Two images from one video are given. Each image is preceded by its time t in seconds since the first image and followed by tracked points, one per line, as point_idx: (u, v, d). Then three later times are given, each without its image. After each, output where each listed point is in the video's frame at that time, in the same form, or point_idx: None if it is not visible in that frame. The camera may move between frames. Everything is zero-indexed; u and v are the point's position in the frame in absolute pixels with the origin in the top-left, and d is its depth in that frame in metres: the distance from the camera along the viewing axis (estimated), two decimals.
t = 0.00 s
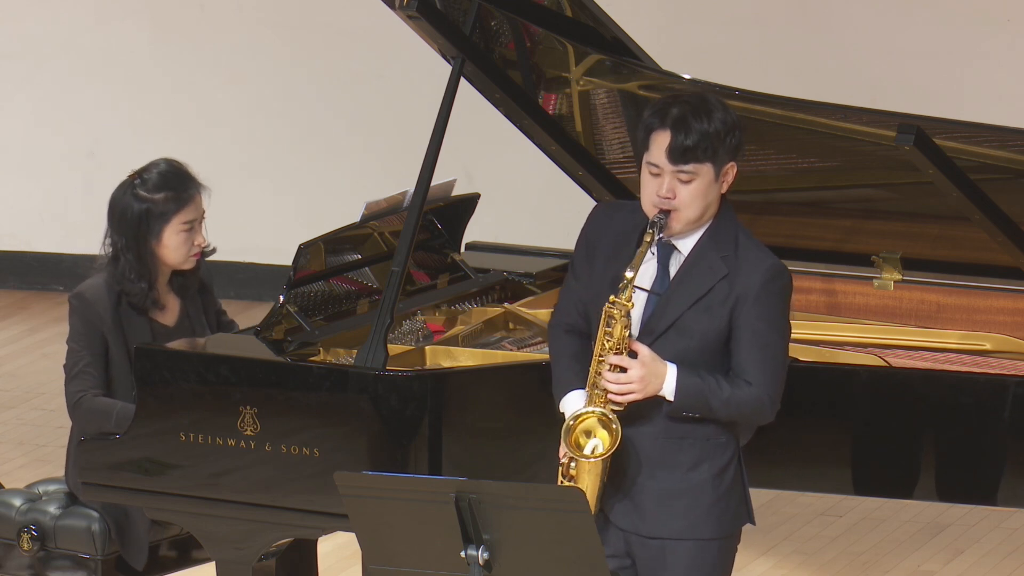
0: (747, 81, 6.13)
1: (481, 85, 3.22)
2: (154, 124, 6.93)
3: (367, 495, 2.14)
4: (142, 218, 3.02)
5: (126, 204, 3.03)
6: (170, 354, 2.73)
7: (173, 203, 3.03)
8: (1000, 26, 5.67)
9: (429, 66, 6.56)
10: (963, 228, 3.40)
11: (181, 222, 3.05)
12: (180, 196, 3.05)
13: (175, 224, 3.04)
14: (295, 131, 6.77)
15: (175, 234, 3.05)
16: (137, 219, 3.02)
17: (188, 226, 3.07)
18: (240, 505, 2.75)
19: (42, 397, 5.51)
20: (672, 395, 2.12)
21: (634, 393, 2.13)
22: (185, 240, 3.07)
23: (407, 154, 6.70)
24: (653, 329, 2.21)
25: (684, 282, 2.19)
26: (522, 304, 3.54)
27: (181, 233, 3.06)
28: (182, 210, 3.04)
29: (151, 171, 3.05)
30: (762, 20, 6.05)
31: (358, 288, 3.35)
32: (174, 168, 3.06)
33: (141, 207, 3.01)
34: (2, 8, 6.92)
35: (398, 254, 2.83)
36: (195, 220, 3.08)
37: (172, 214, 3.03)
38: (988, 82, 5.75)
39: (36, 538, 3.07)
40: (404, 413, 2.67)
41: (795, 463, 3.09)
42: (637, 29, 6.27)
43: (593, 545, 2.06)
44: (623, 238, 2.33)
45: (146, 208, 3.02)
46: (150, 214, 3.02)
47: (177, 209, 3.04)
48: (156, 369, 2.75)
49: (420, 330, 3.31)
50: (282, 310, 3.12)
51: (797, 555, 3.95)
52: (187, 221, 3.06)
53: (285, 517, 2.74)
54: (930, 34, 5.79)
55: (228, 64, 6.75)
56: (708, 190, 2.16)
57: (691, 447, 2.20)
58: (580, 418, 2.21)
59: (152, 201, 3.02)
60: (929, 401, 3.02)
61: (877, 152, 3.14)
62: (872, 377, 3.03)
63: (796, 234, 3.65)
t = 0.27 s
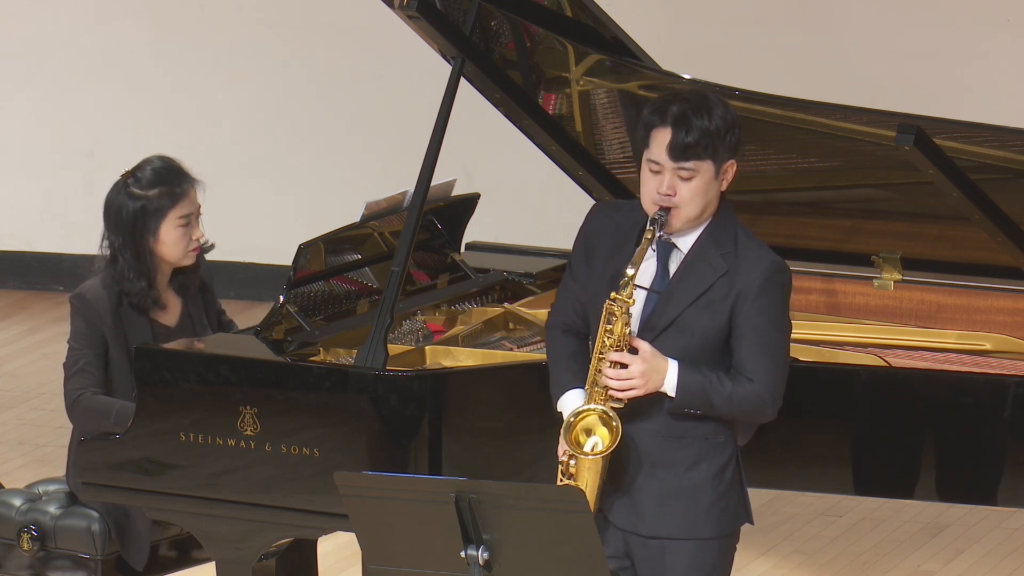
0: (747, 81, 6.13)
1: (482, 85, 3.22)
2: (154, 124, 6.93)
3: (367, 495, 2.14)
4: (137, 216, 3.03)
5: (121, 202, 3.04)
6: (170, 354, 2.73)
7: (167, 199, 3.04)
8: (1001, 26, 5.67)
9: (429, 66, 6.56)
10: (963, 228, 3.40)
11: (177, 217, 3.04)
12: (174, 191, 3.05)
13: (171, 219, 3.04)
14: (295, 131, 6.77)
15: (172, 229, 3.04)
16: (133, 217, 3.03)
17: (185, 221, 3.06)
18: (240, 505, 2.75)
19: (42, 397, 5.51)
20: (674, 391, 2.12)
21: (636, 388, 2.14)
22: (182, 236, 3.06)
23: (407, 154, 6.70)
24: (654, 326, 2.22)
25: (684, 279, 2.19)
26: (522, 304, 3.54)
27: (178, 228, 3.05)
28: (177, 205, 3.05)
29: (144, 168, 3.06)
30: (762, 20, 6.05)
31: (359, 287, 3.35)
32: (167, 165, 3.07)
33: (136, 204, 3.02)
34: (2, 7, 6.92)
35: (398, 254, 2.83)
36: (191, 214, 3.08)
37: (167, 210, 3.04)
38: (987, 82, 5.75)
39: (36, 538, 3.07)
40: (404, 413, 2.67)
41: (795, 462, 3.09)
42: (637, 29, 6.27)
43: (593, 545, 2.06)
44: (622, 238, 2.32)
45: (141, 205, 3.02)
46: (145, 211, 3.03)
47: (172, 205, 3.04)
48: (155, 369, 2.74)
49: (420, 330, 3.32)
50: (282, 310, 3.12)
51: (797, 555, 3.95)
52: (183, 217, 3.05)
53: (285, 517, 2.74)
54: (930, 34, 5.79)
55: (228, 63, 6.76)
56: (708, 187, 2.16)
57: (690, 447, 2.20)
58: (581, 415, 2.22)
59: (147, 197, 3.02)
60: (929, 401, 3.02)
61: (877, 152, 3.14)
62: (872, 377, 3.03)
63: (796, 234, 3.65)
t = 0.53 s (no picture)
0: (747, 81, 6.13)
1: (482, 85, 3.22)
2: (154, 124, 6.93)
3: (367, 495, 2.14)
4: (134, 213, 3.03)
5: (117, 201, 3.04)
6: (170, 355, 2.73)
7: (163, 196, 3.04)
8: (1000, 26, 5.67)
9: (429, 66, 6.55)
10: (963, 228, 3.40)
11: (173, 213, 3.04)
12: (170, 188, 3.05)
13: (168, 216, 3.04)
14: (295, 131, 6.77)
15: (168, 225, 3.04)
16: (129, 215, 3.03)
17: (182, 217, 3.06)
18: (241, 505, 2.75)
19: (42, 397, 5.51)
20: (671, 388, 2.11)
21: (632, 384, 2.13)
22: (179, 233, 3.06)
23: (407, 154, 6.70)
24: (653, 325, 2.22)
25: (684, 278, 2.19)
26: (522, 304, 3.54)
27: (175, 225, 3.05)
28: (174, 202, 3.04)
29: (140, 166, 3.05)
30: (762, 20, 6.05)
31: (359, 288, 3.35)
32: (163, 162, 3.07)
33: (132, 202, 3.02)
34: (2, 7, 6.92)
35: (398, 254, 2.83)
36: (188, 211, 3.07)
37: (164, 206, 3.04)
38: (987, 82, 5.75)
39: (36, 538, 3.07)
40: (404, 413, 2.67)
41: (795, 462, 3.09)
42: (637, 29, 6.27)
43: (593, 545, 2.06)
44: (622, 237, 2.33)
45: (137, 202, 3.03)
46: (141, 208, 3.03)
47: (169, 201, 3.04)
48: (155, 369, 2.74)
49: (420, 330, 3.32)
50: (283, 310, 3.13)
51: (797, 555, 3.95)
52: (180, 213, 3.05)
53: (285, 517, 2.74)
54: (930, 34, 5.79)
55: (228, 64, 6.76)
56: (708, 187, 2.16)
57: (688, 446, 2.20)
58: (578, 411, 2.23)
59: (143, 195, 3.02)
60: (929, 401, 3.02)
61: (877, 152, 3.14)
62: (872, 377, 3.03)
63: (796, 235, 3.65)
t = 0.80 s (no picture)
0: (748, 81, 6.12)
1: (482, 85, 3.22)
2: (154, 124, 6.93)
3: (367, 495, 2.14)
4: (130, 210, 3.03)
5: (115, 197, 3.05)
6: (170, 354, 2.73)
7: (160, 193, 3.03)
8: (1000, 26, 5.67)
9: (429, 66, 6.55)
10: (963, 228, 3.40)
11: (169, 211, 3.04)
12: (168, 185, 3.04)
13: (164, 214, 3.04)
14: (295, 131, 6.77)
15: (163, 223, 3.04)
16: (126, 211, 3.03)
17: (178, 215, 3.06)
18: (241, 505, 2.75)
19: (42, 397, 5.51)
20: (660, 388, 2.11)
21: (622, 385, 2.13)
22: (175, 230, 3.06)
23: (407, 154, 6.70)
24: (648, 325, 2.21)
25: (681, 278, 2.19)
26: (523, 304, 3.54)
27: (170, 223, 3.05)
28: (170, 200, 3.04)
29: (140, 163, 3.05)
30: (762, 20, 6.05)
31: (359, 288, 3.35)
32: (162, 159, 3.07)
33: (129, 198, 3.02)
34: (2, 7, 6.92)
35: (398, 254, 2.84)
36: (185, 209, 3.07)
37: (160, 204, 3.03)
38: (988, 82, 5.75)
39: (36, 538, 3.07)
40: (404, 413, 2.67)
41: (795, 462, 3.09)
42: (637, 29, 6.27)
43: (593, 545, 2.06)
44: (623, 237, 2.33)
45: (134, 199, 3.03)
46: (138, 204, 3.03)
47: (165, 199, 3.04)
48: (155, 369, 2.75)
49: (420, 330, 3.32)
50: (282, 310, 3.13)
51: (797, 555, 3.95)
52: (177, 211, 3.05)
53: (285, 517, 2.74)
54: (931, 34, 5.79)
55: (228, 63, 6.76)
56: (702, 187, 2.16)
57: (685, 447, 2.20)
58: (568, 412, 2.24)
59: (140, 191, 3.02)
60: (929, 401, 3.02)
61: (877, 152, 3.14)
62: (872, 377, 3.03)
63: (796, 235, 3.65)
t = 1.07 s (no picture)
0: (748, 81, 6.12)
1: (481, 85, 3.22)
2: (154, 124, 6.93)
3: (367, 495, 2.14)
4: (129, 206, 3.03)
5: (114, 193, 3.05)
6: (170, 354, 2.74)
7: (159, 190, 3.04)
8: (1001, 26, 5.67)
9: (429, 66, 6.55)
10: (963, 228, 3.40)
11: (166, 211, 3.05)
12: (167, 184, 3.05)
13: (160, 212, 3.04)
14: (295, 131, 6.77)
15: (158, 222, 3.05)
16: (124, 207, 3.03)
17: (174, 215, 3.06)
18: (241, 505, 2.75)
19: (42, 397, 5.51)
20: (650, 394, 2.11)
21: (611, 393, 2.13)
22: (172, 227, 3.07)
23: (407, 154, 6.70)
24: (641, 330, 2.21)
25: (673, 283, 2.19)
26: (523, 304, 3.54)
27: (166, 222, 3.05)
28: (168, 199, 3.05)
29: (143, 160, 3.06)
30: (762, 20, 6.05)
31: (359, 288, 3.35)
32: (162, 156, 3.08)
33: (128, 195, 3.02)
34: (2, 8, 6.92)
35: (398, 254, 2.83)
36: (182, 209, 3.08)
37: (157, 202, 3.04)
38: (988, 82, 5.75)
39: (36, 538, 3.08)
40: (404, 413, 2.67)
41: (795, 462, 3.09)
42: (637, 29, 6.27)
43: (593, 545, 2.06)
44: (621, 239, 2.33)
45: (132, 195, 3.03)
46: (135, 201, 3.03)
47: (163, 196, 3.05)
48: (156, 369, 2.75)
49: (420, 330, 3.32)
50: (283, 310, 3.13)
51: (797, 555, 3.95)
52: (174, 209, 3.06)
53: (285, 517, 2.74)
54: (931, 35, 5.79)
55: (228, 64, 6.76)
56: (691, 191, 2.16)
57: (684, 448, 2.19)
58: (556, 418, 2.24)
59: (139, 188, 3.03)
60: (929, 401, 3.02)
61: (877, 152, 3.14)
62: (872, 377, 3.04)
63: (796, 234, 3.65)
